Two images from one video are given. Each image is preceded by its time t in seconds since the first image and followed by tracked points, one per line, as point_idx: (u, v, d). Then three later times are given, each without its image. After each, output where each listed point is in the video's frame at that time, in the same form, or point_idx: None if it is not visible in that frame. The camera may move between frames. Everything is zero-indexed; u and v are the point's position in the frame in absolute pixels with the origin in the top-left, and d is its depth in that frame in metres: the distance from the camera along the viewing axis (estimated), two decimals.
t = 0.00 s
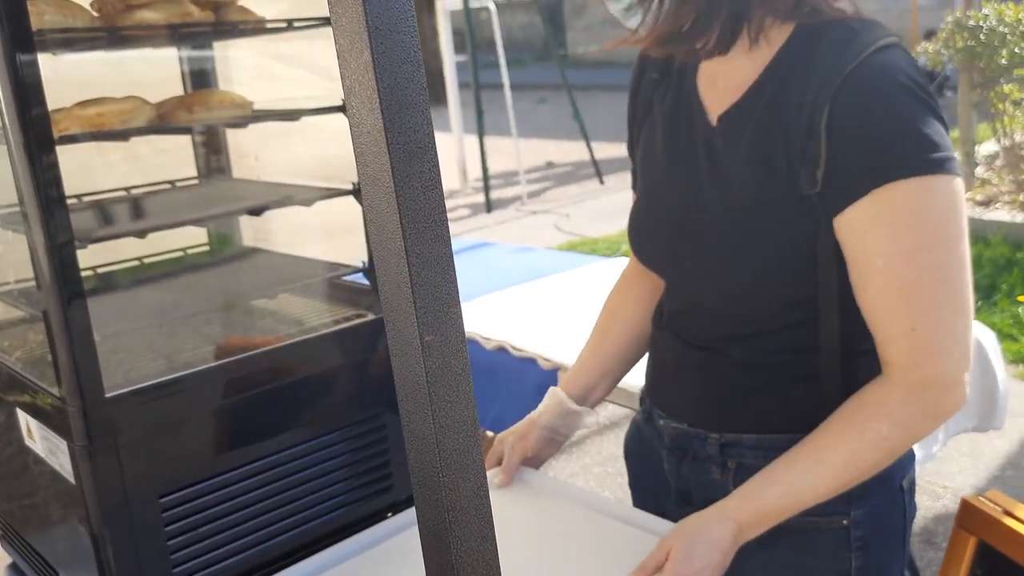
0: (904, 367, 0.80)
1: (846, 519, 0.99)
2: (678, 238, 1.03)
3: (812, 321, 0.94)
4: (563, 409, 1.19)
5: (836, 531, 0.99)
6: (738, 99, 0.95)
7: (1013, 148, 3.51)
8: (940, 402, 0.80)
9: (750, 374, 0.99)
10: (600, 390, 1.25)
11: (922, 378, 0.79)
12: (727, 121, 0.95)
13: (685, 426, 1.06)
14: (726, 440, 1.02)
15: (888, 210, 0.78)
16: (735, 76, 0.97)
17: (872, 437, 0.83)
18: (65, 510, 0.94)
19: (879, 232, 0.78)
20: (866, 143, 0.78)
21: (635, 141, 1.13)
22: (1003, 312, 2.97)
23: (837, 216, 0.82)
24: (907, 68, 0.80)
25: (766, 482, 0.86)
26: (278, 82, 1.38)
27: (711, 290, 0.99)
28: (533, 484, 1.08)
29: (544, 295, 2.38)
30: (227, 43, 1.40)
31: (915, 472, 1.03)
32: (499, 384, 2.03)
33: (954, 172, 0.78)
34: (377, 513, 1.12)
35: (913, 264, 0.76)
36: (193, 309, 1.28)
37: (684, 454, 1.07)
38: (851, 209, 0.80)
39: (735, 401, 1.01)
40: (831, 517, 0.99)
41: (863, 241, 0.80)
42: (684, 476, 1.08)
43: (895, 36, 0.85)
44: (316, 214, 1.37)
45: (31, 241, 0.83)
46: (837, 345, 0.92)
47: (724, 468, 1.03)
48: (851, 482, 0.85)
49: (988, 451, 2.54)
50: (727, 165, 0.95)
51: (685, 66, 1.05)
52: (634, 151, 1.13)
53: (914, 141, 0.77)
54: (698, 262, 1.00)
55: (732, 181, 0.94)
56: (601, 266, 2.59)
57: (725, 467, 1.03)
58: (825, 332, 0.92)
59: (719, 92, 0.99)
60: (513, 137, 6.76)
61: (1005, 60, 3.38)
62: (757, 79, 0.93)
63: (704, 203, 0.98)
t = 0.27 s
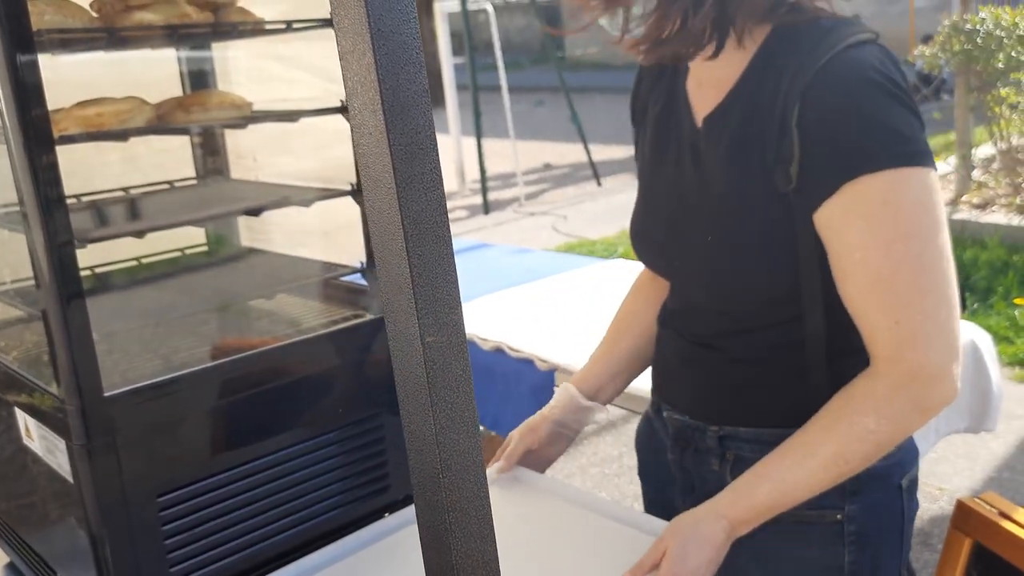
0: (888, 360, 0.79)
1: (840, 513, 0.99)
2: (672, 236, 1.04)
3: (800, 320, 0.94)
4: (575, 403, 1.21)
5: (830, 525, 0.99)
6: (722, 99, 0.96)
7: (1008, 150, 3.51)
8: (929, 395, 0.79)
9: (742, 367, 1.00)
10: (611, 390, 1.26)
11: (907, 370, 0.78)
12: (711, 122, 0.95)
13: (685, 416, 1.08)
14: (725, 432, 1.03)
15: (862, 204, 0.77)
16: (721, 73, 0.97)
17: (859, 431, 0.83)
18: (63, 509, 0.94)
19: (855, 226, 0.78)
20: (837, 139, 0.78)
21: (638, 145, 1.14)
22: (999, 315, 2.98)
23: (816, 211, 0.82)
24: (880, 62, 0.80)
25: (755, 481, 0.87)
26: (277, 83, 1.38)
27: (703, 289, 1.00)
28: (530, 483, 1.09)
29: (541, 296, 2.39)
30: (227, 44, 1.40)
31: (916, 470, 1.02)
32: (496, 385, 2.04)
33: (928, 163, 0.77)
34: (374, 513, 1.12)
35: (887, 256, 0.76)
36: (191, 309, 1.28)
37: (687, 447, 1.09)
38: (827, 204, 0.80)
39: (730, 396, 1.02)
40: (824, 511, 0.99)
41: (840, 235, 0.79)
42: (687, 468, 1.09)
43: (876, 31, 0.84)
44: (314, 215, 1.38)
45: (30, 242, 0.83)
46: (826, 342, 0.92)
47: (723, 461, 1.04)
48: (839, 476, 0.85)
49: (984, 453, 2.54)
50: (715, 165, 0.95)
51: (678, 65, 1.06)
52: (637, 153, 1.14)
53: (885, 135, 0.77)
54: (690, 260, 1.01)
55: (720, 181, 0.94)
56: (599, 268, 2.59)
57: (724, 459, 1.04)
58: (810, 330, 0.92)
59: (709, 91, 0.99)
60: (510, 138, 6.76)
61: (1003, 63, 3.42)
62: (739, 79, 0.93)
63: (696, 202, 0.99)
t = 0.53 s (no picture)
0: (884, 355, 0.78)
1: (838, 504, 0.98)
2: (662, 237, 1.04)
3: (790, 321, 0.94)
4: (579, 390, 1.22)
5: (829, 516, 0.99)
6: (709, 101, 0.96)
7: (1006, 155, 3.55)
8: (927, 389, 0.79)
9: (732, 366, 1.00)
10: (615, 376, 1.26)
11: (904, 363, 0.78)
12: (698, 124, 0.96)
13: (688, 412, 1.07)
14: (724, 425, 1.03)
15: (847, 205, 0.77)
16: (709, 80, 0.97)
17: (858, 424, 0.82)
18: (58, 510, 0.94)
19: (843, 226, 0.78)
20: (820, 140, 0.78)
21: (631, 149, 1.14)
22: (996, 318, 2.98)
23: (803, 213, 0.82)
24: (859, 65, 0.80)
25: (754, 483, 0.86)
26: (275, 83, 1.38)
27: (694, 290, 1.00)
28: (527, 485, 1.08)
29: (539, 298, 2.38)
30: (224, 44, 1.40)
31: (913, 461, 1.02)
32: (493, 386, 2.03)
33: (911, 161, 0.77)
34: (369, 514, 1.12)
35: (875, 255, 0.76)
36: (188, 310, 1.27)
37: (688, 439, 1.09)
38: (814, 205, 0.80)
39: (721, 396, 1.02)
40: (822, 501, 0.99)
41: (828, 235, 0.79)
42: (690, 462, 1.09)
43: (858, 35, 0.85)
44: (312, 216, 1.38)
45: (25, 241, 0.83)
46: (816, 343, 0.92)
47: (724, 454, 1.04)
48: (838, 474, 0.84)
49: (980, 457, 2.54)
50: (704, 168, 0.95)
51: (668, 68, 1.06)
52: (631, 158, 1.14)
53: (867, 135, 0.77)
54: (680, 261, 1.01)
55: (710, 185, 0.94)
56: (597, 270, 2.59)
57: (724, 452, 1.04)
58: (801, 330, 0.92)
59: (698, 94, 0.99)
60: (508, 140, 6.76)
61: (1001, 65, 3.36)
62: (725, 84, 0.93)
63: (686, 205, 0.99)
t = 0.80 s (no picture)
0: (872, 341, 0.79)
1: (796, 485, 1.01)
2: (634, 236, 1.05)
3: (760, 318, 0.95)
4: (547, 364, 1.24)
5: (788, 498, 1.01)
6: (683, 105, 0.97)
7: (1003, 157, 3.52)
8: (916, 375, 0.80)
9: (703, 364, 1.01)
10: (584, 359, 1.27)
11: (890, 346, 0.79)
12: (673, 127, 0.96)
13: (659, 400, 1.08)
14: (693, 411, 1.04)
15: (823, 203, 0.79)
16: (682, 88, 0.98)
17: (848, 396, 0.82)
18: (56, 511, 0.94)
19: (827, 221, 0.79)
20: (794, 145, 0.80)
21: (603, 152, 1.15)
22: (992, 321, 2.98)
23: (784, 213, 0.82)
24: (827, 71, 0.82)
25: (752, 459, 0.83)
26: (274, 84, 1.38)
27: (666, 287, 1.01)
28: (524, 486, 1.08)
29: (536, 299, 2.38)
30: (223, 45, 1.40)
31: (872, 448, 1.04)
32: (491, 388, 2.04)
33: (880, 160, 0.79)
34: (367, 515, 1.12)
35: (858, 248, 0.77)
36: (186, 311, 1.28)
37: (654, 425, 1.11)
38: (795, 203, 0.81)
39: (692, 392, 1.03)
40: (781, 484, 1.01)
41: (810, 232, 0.80)
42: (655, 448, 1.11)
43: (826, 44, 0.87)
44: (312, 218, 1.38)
45: (24, 242, 0.83)
46: (785, 341, 0.94)
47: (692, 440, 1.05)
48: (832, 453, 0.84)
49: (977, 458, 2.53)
50: (677, 170, 0.96)
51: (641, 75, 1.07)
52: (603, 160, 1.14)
53: (838, 139, 0.78)
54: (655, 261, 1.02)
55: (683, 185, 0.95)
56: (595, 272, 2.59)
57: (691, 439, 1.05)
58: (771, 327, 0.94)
59: (671, 100, 1.00)
60: (507, 141, 6.76)
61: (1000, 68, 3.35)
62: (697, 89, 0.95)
63: (659, 205, 1.00)
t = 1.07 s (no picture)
0: (789, 311, 0.86)
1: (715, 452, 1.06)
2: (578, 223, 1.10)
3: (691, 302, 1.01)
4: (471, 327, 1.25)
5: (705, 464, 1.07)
6: (625, 101, 1.02)
7: (1003, 157, 3.55)
8: (829, 342, 0.87)
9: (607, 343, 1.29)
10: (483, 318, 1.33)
11: (805, 318, 0.86)
12: (617, 119, 1.02)
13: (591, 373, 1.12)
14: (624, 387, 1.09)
15: (749, 189, 0.85)
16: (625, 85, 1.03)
17: (759, 361, 0.90)
18: (56, 505, 0.93)
19: (748, 206, 0.86)
20: (722, 140, 0.87)
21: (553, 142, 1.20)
22: (993, 320, 2.97)
23: (715, 200, 0.89)
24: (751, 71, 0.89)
25: (663, 401, 0.94)
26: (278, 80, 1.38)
27: (604, 270, 1.07)
28: (526, 481, 1.08)
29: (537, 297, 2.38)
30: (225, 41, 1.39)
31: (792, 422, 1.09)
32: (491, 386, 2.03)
33: (801, 152, 0.86)
34: (368, 511, 1.11)
35: (779, 230, 0.84)
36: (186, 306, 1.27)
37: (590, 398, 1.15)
38: (724, 190, 0.88)
39: (625, 369, 1.09)
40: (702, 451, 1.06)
41: (733, 216, 0.87)
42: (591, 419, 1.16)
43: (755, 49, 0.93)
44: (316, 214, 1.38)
45: (26, 239, 0.82)
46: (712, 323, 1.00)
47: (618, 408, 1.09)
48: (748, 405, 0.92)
49: (977, 457, 2.53)
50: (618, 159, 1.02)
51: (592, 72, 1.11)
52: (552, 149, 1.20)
53: (764, 135, 0.85)
54: (595, 240, 1.07)
55: (623, 174, 1.01)
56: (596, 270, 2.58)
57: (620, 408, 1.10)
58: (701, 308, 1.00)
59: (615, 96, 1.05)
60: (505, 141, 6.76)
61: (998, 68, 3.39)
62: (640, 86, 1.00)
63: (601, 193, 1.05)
